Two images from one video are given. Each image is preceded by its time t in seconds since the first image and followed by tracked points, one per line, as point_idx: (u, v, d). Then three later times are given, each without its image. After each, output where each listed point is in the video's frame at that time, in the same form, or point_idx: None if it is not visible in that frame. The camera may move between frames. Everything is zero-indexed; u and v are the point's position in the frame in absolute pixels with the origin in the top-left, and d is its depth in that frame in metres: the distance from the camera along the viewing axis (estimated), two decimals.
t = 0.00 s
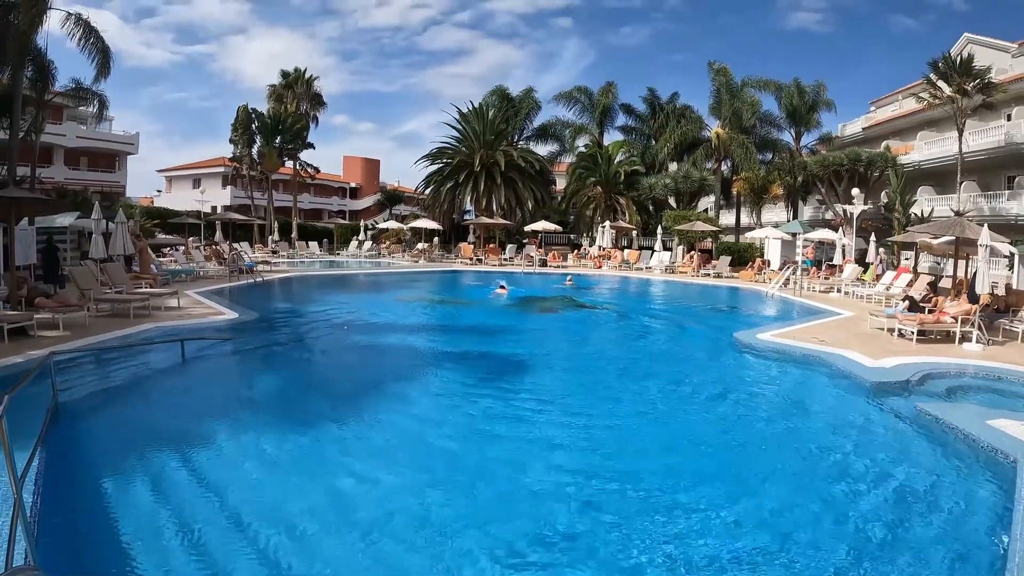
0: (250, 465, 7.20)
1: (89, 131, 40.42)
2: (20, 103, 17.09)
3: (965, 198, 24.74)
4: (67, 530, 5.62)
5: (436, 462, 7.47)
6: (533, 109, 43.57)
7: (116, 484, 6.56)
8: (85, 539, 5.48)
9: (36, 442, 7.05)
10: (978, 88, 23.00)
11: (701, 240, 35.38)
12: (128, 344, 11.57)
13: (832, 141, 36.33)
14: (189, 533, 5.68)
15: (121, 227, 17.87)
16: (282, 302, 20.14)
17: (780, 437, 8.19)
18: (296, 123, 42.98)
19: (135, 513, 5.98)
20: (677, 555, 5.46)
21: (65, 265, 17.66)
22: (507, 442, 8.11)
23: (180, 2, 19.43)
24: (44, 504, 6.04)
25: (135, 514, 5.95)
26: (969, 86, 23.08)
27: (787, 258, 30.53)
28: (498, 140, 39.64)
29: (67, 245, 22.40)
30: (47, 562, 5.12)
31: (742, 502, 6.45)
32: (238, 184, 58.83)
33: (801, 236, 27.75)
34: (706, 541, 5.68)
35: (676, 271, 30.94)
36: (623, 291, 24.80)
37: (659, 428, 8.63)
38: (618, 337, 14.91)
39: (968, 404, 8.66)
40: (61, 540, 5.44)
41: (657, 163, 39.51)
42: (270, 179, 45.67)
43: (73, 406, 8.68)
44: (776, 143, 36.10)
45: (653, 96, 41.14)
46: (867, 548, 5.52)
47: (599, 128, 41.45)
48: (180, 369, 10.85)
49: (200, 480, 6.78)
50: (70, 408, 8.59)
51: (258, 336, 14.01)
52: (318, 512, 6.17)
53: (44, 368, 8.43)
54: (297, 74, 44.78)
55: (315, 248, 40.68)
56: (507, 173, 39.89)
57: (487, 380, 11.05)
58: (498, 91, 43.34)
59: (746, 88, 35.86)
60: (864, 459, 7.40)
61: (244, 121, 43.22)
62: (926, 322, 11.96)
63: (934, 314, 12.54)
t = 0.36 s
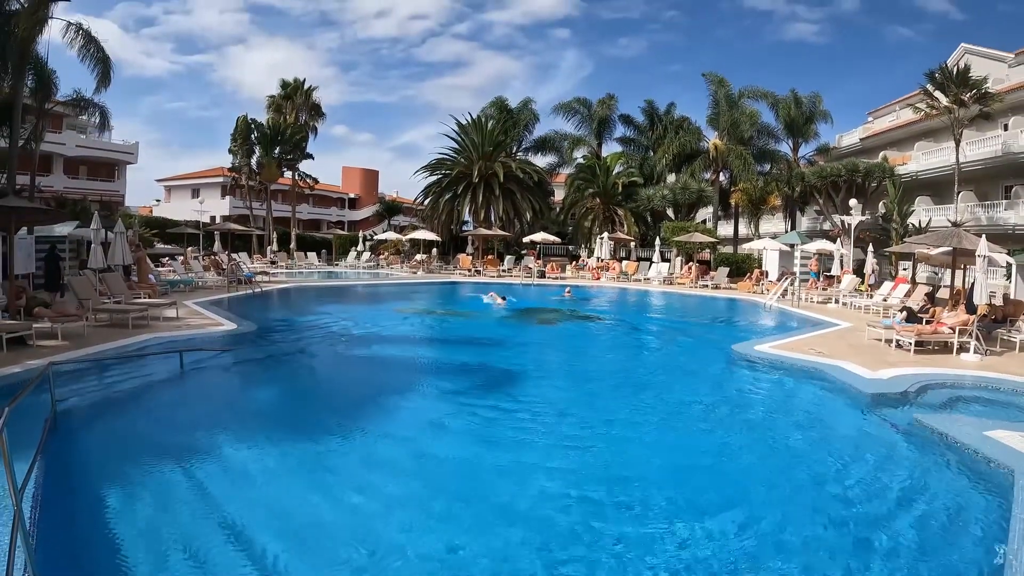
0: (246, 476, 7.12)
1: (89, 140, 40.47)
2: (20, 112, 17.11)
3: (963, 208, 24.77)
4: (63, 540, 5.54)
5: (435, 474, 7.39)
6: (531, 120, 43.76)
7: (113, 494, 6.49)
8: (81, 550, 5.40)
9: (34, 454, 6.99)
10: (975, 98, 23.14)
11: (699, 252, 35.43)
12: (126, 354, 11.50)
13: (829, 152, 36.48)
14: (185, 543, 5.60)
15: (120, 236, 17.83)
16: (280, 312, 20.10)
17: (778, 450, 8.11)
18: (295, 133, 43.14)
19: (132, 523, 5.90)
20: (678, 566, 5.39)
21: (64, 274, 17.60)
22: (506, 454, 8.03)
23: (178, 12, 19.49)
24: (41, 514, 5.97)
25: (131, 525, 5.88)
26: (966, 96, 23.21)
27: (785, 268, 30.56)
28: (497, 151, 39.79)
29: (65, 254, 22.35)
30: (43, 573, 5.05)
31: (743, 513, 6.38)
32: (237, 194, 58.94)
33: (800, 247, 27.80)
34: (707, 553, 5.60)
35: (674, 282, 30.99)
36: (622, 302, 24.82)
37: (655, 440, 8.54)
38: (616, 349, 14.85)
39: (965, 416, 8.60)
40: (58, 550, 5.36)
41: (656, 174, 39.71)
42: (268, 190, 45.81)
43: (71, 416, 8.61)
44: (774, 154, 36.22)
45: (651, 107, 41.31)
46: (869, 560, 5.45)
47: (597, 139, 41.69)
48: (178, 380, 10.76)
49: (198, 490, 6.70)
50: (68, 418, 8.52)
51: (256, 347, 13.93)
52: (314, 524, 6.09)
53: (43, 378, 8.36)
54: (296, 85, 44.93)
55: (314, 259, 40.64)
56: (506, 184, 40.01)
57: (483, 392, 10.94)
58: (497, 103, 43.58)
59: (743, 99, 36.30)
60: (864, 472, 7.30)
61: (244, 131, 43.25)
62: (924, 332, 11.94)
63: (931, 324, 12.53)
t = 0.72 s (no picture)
0: (242, 486, 7.06)
1: (87, 148, 40.47)
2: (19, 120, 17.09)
3: (960, 218, 24.80)
4: (59, 549, 5.47)
5: (432, 484, 7.32)
6: (529, 131, 43.97)
7: (110, 503, 6.42)
8: (77, 559, 5.33)
9: (32, 461, 6.91)
10: (971, 108, 23.26)
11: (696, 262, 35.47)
12: (123, 364, 11.41)
13: (826, 163, 36.58)
14: (181, 553, 5.53)
15: (117, 245, 17.76)
16: (277, 322, 20.02)
17: (776, 461, 8.03)
18: (294, 143, 43.23)
19: (126, 534, 5.81)
20: None
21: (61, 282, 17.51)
22: (503, 465, 7.95)
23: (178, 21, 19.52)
24: (38, 522, 5.90)
25: (127, 534, 5.81)
26: (962, 106, 23.34)
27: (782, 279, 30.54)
28: (495, 162, 39.93)
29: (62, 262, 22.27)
30: None
31: (741, 524, 6.33)
32: (235, 204, 59.02)
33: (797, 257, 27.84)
34: (705, 565, 5.52)
35: (671, 292, 31.02)
36: (619, 312, 24.82)
37: (652, 451, 8.47)
38: (614, 360, 14.79)
39: (961, 426, 8.54)
40: (53, 560, 5.27)
41: (653, 185, 39.88)
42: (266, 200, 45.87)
43: (68, 424, 8.54)
44: (772, 165, 36.35)
45: (648, 118, 41.51)
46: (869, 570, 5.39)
47: (594, 150, 41.88)
48: (176, 390, 10.69)
49: (194, 499, 6.64)
50: (66, 427, 8.45)
51: (254, 357, 13.84)
52: (309, 533, 6.02)
53: (40, 386, 8.30)
54: (294, 95, 45.03)
55: (312, 268, 40.59)
56: (503, 195, 40.11)
57: (478, 403, 10.86)
58: (495, 113, 43.76)
59: (740, 109, 36.54)
60: (863, 484, 7.23)
61: (243, 140, 43.31)
62: (921, 342, 11.90)
63: (929, 334, 12.50)
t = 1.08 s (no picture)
0: (237, 499, 6.99)
1: (84, 160, 40.47)
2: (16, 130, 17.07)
3: (954, 231, 25.00)
4: (54, 561, 5.40)
5: (427, 499, 7.25)
6: (525, 146, 44.27)
7: (106, 515, 6.36)
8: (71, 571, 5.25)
9: (27, 474, 6.81)
10: (964, 123, 23.46)
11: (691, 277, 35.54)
12: (117, 377, 11.32)
13: (821, 178, 36.85)
14: (175, 565, 5.46)
15: (113, 257, 17.69)
16: (272, 337, 19.94)
17: (774, 476, 7.97)
18: (290, 157, 43.41)
19: (118, 549, 5.70)
20: None
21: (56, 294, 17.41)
22: (498, 479, 7.89)
23: (176, 34, 19.59)
24: (33, 534, 5.83)
25: (122, 547, 5.73)
26: (956, 121, 23.51)
27: (777, 294, 30.60)
28: (490, 177, 40.09)
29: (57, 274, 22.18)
30: None
31: (737, 538, 6.29)
32: (231, 217, 59.04)
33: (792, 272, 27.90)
34: None
35: (667, 308, 31.08)
36: (615, 327, 24.82)
37: (648, 467, 8.39)
38: (609, 375, 14.75)
39: (956, 439, 8.51)
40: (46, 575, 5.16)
41: (648, 201, 40.06)
42: (262, 213, 45.88)
43: (63, 437, 8.45)
44: (766, 180, 36.58)
45: (643, 134, 41.84)
46: None
47: (590, 165, 42.20)
48: (171, 403, 10.60)
49: (190, 512, 6.57)
50: (60, 440, 8.34)
51: (249, 371, 13.75)
52: (304, 547, 5.96)
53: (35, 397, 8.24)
54: (292, 109, 45.40)
55: (307, 282, 40.51)
56: (498, 211, 40.23)
57: (473, 419, 10.77)
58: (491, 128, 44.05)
59: (734, 125, 36.73)
60: (862, 498, 7.16)
61: (239, 153, 43.28)
62: (916, 356, 11.92)
63: (924, 348, 12.52)
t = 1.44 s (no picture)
0: (229, 512, 6.85)
1: (78, 169, 40.31)
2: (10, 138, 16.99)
3: (945, 244, 25.16)
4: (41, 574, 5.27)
5: (419, 513, 7.13)
6: (518, 160, 44.50)
7: (97, 528, 6.23)
8: None
9: (18, 485, 6.68)
10: (956, 136, 23.61)
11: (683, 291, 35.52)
12: (108, 388, 11.15)
13: (812, 192, 37.16)
14: None
15: (105, 267, 17.55)
16: (263, 349, 19.79)
17: (768, 491, 7.89)
18: (284, 169, 43.43)
19: (102, 562, 5.56)
20: None
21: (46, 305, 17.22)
22: (491, 494, 7.77)
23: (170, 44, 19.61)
24: (22, 547, 5.70)
25: (111, 560, 5.61)
26: (947, 134, 23.64)
27: (769, 308, 30.70)
28: (483, 191, 40.17)
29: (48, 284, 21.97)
30: None
31: (733, 552, 6.20)
32: (224, 229, 58.91)
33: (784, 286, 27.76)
34: None
35: (659, 322, 31.15)
36: (607, 342, 24.81)
37: (642, 482, 8.30)
38: (602, 389, 14.66)
39: (948, 452, 8.49)
40: None
41: (641, 215, 40.23)
42: (255, 226, 45.77)
43: (53, 447, 8.30)
44: (758, 195, 36.81)
45: (636, 149, 42.07)
46: None
47: (582, 180, 42.49)
48: (162, 415, 10.45)
49: (180, 525, 6.43)
50: (51, 450, 8.21)
51: (240, 384, 13.57)
52: (294, 562, 5.82)
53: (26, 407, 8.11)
54: (286, 121, 45.46)
55: (299, 295, 40.33)
56: (491, 224, 40.28)
57: (466, 433, 10.65)
58: (484, 142, 44.31)
59: (726, 140, 37.06)
60: (858, 512, 7.09)
61: (232, 165, 43.20)
62: (908, 369, 11.93)
63: (916, 361, 12.54)
